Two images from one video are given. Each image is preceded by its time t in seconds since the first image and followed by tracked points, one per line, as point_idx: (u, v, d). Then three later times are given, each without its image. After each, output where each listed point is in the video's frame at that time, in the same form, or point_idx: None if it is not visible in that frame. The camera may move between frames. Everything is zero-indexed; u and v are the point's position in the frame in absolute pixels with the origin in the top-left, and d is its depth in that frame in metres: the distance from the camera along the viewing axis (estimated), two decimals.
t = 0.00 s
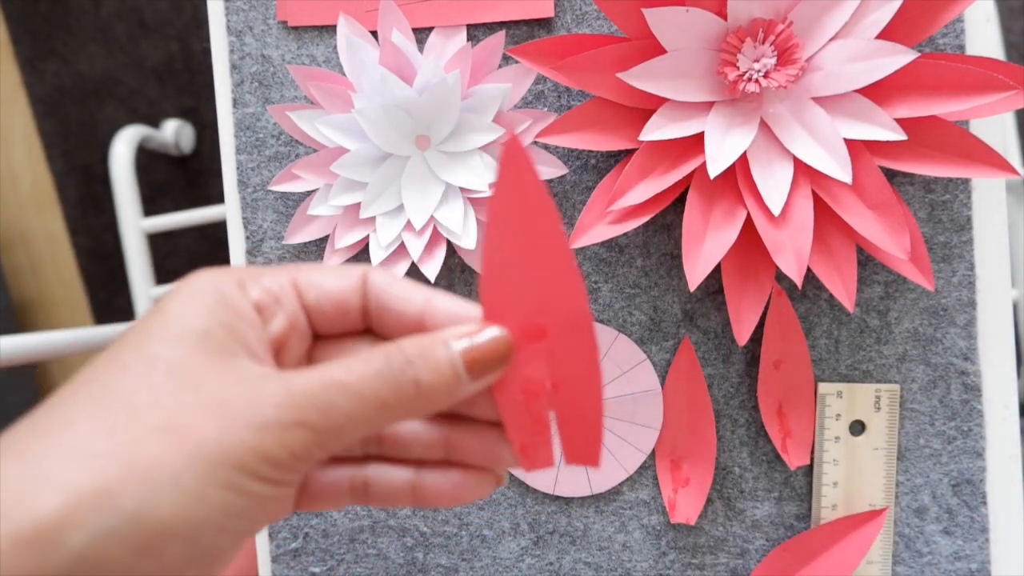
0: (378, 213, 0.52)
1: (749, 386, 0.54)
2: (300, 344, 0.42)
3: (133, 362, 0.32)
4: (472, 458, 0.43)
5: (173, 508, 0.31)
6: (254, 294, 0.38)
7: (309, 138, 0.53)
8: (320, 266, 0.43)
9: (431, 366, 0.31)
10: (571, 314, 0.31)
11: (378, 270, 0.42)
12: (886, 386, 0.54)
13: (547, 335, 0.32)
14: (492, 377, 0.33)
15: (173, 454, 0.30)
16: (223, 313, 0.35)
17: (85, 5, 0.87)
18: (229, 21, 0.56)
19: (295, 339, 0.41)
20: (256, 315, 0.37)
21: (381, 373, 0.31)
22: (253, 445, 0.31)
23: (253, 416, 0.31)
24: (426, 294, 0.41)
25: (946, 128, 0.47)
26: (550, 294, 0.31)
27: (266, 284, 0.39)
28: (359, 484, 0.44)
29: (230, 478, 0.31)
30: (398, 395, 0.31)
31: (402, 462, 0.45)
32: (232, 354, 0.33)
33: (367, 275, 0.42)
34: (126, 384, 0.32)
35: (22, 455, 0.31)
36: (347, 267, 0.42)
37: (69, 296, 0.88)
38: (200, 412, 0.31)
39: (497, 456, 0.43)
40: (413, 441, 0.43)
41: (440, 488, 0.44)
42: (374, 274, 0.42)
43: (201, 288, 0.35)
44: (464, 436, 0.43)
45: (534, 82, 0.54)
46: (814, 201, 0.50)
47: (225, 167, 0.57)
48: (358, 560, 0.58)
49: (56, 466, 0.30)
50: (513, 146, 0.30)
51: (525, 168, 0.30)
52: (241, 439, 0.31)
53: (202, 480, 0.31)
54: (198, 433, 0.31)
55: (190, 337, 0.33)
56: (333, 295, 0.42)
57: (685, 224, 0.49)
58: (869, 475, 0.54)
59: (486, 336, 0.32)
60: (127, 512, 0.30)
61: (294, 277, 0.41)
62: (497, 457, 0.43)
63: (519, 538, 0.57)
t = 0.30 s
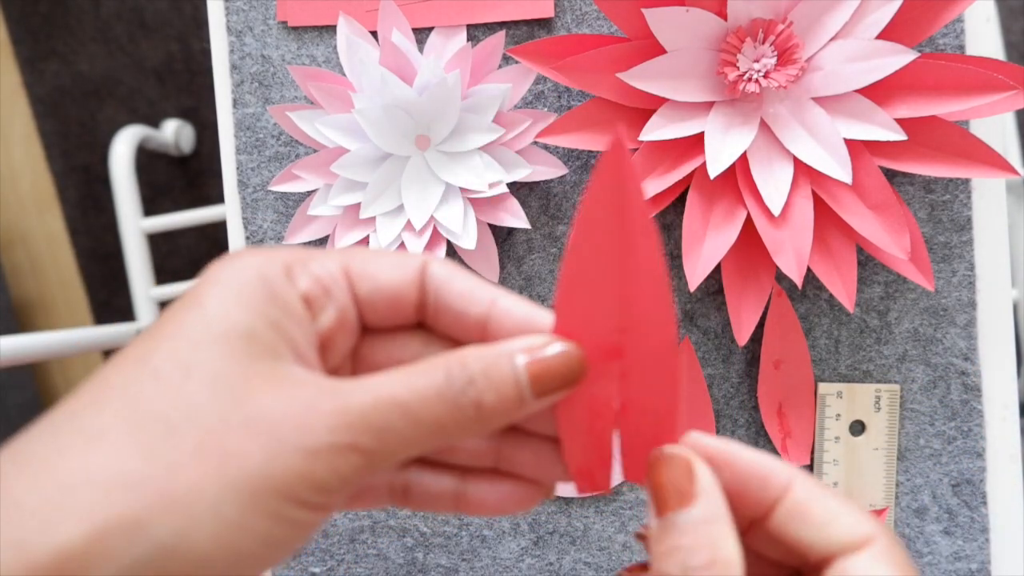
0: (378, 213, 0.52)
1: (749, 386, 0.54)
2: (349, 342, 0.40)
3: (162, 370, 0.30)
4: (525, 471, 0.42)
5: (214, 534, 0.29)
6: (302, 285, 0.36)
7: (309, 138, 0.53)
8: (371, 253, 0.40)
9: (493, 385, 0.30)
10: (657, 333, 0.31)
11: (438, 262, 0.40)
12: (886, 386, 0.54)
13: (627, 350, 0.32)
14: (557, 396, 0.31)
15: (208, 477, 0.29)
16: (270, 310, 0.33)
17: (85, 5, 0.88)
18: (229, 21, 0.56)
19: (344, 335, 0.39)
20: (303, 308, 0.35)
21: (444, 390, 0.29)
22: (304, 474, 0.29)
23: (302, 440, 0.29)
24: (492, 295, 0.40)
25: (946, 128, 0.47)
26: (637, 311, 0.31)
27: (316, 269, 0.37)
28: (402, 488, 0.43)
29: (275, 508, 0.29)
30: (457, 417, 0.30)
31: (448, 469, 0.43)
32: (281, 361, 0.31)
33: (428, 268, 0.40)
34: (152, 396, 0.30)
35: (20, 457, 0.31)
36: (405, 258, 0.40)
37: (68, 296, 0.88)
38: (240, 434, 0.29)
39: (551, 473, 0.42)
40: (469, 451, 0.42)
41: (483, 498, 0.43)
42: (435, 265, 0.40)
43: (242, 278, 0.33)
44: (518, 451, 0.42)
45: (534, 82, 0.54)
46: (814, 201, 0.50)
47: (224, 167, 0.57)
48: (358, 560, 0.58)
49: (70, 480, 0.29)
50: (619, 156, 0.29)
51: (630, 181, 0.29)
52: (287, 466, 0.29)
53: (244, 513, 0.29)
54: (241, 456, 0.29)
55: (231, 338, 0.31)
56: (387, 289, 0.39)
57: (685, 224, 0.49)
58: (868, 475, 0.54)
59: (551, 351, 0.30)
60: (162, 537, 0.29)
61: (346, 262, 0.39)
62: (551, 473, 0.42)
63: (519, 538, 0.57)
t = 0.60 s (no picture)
0: (378, 213, 0.52)
1: (749, 386, 0.54)
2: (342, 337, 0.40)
3: (146, 403, 0.30)
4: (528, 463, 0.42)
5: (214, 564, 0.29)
6: (287, 290, 0.36)
7: (309, 138, 0.53)
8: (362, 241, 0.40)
9: (490, 385, 0.30)
10: (660, 341, 0.27)
11: (428, 240, 0.40)
12: (886, 386, 0.54)
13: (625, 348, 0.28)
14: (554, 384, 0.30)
15: (207, 508, 0.28)
16: (253, 309, 0.33)
17: (85, 5, 0.88)
18: (229, 21, 0.56)
19: (337, 332, 0.39)
20: (288, 312, 0.35)
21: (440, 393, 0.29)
22: (309, 486, 0.29)
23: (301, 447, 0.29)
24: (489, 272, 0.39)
25: (946, 128, 0.47)
26: (642, 311, 0.27)
27: (301, 262, 0.38)
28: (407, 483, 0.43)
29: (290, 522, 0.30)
30: (454, 421, 0.30)
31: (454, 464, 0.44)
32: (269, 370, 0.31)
33: (418, 248, 0.40)
34: (139, 429, 0.29)
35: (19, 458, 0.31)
36: (393, 240, 0.40)
37: (69, 296, 0.88)
38: (236, 459, 0.29)
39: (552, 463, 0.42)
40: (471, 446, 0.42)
41: (489, 491, 0.43)
42: (425, 245, 0.40)
43: (219, 290, 0.33)
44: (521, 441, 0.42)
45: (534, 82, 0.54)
46: (814, 201, 0.50)
47: (224, 167, 0.57)
48: (358, 560, 0.58)
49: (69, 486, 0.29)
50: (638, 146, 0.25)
51: (648, 179, 0.24)
52: (285, 488, 0.29)
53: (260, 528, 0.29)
54: (250, 484, 0.29)
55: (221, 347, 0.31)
56: (377, 275, 0.39)
57: (685, 224, 0.49)
58: (868, 476, 0.54)
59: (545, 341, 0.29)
60: None
61: (331, 254, 0.39)
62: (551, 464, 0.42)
63: (519, 538, 0.57)
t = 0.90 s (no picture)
0: (378, 213, 0.52)
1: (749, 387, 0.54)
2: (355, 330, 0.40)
3: (139, 400, 0.29)
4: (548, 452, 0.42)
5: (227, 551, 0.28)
6: (299, 276, 0.36)
7: (309, 138, 0.53)
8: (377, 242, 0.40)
9: (511, 375, 0.29)
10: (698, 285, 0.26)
11: (450, 253, 0.40)
12: (886, 386, 0.54)
13: (659, 292, 0.27)
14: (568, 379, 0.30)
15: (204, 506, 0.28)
16: (270, 304, 0.32)
17: (85, 5, 0.88)
18: (229, 21, 0.56)
19: (349, 326, 0.39)
20: (302, 298, 0.35)
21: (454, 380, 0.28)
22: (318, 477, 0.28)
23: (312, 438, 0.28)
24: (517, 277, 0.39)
25: (946, 128, 0.47)
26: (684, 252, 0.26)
27: (315, 258, 0.37)
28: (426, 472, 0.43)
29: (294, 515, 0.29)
30: (469, 410, 0.29)
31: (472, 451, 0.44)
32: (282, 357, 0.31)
33: (440, 256, 0.39)
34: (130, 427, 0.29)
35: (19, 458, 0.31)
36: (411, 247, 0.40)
37: (69, 296, 0.88)
38: (244, 444, 0.28)
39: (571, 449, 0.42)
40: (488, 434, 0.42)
41: (507, 478, 0.44)
42: (447, 252, 0.40)
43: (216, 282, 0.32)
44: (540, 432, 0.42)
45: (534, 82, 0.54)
46: (815, 201, 0.50)
47: (224, 167, 0.57)
48: (358, 560, 0.58)
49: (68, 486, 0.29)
50: (694, 74, 0.25)
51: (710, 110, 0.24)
52: (299, 471, 0.28)
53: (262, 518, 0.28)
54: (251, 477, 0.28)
55: (228, 335, 0.30)
56: (394, 277, 0.39)
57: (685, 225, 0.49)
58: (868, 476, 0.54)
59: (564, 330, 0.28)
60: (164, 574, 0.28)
61: (347, 250, 0.38)
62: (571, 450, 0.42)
63: (519, 539, 0.57)
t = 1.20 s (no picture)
0: (378, 213, 0.52)
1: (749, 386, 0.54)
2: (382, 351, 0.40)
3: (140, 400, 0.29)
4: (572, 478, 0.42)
5: (248, 559, 0.28)
6: (331, 300, 0.36)
7: (309, 138, 0.53)
8: (403, 262, 0.40)
9: (522, 387, 0.30)
10: (710, 318, 0.31)
11: (472, 266, 0.40)
12: (886, 386, 0.54)
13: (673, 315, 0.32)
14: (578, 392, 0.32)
15: (208, 507, 0.28)
16: (298, 325, 0.33)
17: (85, 5, 0.88)
18: (229, 21, 0.56)
19: (376, 348, 0.39)
20: (330, 323, 0.35)
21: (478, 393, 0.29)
22: (336, 490, 0.28)
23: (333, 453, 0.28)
24: (534, 289, 0.40)
25: (946, 128, 0.47)
26: (700, 289, 0.31)
27: (343, 280, 0.38)
28: (445, 500, 0.42)
29: (311, 527, 0.29)
30: (483, 422, 0.29)
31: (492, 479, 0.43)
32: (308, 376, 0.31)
33: (462, 272, 0.40)
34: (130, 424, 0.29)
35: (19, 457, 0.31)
36: (435, 265, 0.40)
37: (69, 296, 0.88)
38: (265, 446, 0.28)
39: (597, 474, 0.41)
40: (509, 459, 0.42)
41: (528, 507, 0.43)
42: (469, 268, 0.40)
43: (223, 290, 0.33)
44: (563, 453, 0.41)
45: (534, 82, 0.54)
46: (815, 201, 0.50)
47: (225, 167, 0.57)
48: (358, 560, 0.58)
49: (69, 484, 0.29)
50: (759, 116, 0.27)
51: (750, 161, 0.28)
52: (323, 481, 0.28)
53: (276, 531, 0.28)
54: (258, 479, 0.28)
55: (255, 353, 0.31)
56: (419, 296, 0.39)
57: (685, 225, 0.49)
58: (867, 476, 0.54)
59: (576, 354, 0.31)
60: None
61: (374, 273, 0.39)
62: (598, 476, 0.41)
63: (519, 538, 0.57)
